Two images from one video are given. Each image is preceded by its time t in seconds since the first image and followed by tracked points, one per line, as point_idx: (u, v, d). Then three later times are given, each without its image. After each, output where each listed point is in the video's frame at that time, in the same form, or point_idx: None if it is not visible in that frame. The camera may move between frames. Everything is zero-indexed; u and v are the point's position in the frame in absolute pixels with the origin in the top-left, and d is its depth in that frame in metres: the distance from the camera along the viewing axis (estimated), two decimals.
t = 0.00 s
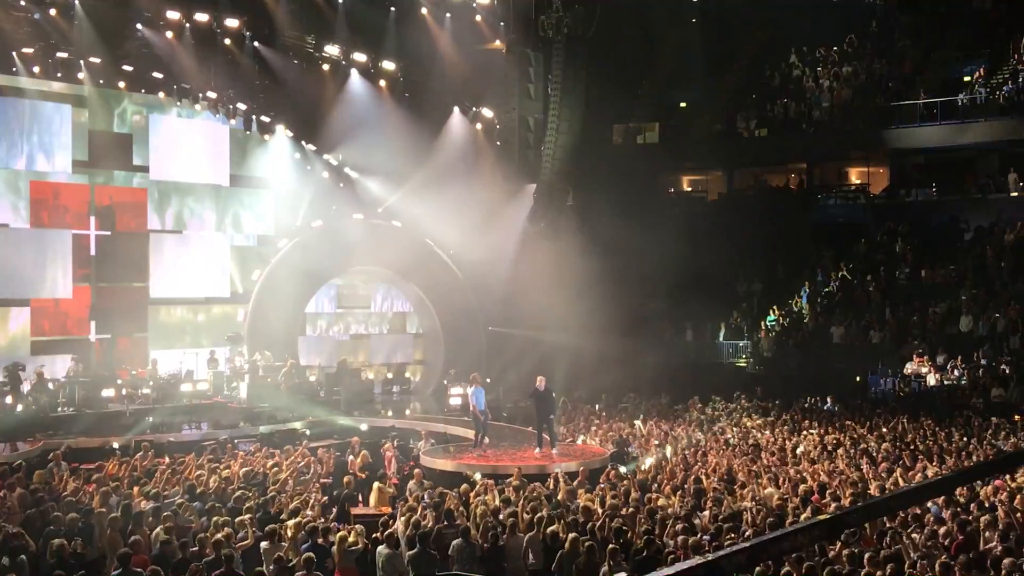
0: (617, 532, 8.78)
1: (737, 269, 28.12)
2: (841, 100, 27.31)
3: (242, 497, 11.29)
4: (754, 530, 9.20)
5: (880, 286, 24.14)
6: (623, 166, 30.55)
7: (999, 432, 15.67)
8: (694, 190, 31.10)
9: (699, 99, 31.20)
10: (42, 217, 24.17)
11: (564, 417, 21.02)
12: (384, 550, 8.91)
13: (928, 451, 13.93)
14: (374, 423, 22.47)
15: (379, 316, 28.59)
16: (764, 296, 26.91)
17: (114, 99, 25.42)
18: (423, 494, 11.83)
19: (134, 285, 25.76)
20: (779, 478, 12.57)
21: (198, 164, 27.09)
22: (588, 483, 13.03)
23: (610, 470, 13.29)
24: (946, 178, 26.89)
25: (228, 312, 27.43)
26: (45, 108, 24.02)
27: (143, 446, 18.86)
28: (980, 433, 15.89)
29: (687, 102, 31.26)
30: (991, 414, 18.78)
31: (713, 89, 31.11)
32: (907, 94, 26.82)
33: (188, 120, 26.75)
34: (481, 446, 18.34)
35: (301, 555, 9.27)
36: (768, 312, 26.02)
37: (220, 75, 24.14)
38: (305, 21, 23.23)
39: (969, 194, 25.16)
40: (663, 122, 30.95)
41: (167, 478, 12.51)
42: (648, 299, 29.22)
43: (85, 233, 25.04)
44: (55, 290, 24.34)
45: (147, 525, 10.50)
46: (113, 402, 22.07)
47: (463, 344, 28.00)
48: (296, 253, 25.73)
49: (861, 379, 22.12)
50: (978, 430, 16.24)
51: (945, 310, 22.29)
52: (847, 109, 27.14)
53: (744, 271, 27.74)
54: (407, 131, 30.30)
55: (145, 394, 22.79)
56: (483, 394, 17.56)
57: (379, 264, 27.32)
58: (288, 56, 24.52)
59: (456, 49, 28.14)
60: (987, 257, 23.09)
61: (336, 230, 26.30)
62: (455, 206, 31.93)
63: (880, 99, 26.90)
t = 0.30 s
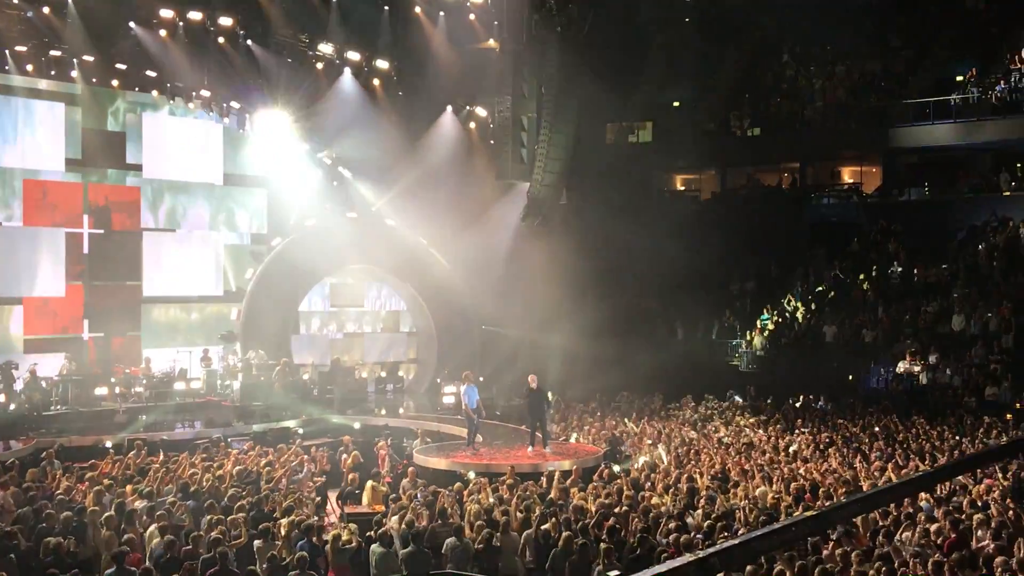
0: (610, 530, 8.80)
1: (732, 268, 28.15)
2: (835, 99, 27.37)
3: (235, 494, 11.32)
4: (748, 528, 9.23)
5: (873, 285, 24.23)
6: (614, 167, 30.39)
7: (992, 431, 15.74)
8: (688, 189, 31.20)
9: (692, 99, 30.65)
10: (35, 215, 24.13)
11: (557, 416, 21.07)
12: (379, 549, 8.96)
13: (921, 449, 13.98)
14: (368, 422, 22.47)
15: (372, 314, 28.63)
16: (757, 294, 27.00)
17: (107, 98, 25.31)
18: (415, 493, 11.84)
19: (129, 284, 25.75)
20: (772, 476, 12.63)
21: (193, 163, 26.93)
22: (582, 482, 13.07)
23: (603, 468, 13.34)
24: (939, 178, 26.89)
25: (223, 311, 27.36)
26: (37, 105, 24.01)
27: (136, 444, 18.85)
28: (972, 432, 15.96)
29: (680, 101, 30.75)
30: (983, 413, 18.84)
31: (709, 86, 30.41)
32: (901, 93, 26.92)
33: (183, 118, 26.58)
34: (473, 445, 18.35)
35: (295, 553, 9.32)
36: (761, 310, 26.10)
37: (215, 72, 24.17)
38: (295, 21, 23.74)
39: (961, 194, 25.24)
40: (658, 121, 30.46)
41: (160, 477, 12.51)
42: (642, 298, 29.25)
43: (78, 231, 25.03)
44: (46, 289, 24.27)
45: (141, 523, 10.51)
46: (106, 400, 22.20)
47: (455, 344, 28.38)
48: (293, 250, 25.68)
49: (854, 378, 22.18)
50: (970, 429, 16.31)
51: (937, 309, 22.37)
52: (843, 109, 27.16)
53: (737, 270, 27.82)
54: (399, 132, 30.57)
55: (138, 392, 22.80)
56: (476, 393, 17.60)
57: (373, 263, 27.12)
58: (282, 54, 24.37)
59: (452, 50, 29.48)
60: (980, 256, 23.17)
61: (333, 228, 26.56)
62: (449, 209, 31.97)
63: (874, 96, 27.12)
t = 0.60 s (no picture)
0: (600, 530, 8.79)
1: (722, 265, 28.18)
2: (827, 95, 27.07)
3: (224, 492, 11.27)
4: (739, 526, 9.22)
5: (863, 283, 24.29)
6: (600, 162, 30.29)
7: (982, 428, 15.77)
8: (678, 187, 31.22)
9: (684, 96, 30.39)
10: (22, 214, 24.02)
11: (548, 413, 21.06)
12: (369, 547, 8.96)
13: (911, 447, 13.99)
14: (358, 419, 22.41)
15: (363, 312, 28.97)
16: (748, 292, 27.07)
17: (95, 95, 25.20)
18: (406, 491, 11.81)
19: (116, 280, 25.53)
20: (762, 474, 12.65)
21: (181, 160, 26.99)
22: (572, 479, 13.06)
23: (594, 465, 13.35)
24: (930, 175, 26.91)
25: (212, 309, 27.34)
26: (24, 101, 23.76)
27: (125, 443, 18.77)
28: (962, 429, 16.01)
29: (670, 98, 30.61)
30: (973, 410, 18.87)
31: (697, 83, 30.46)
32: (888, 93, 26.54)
33: (171, 116, 26.63)
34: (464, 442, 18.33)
35: (284, 553, 9.31)
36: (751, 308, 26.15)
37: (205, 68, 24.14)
38: (285, 19, 23.47)
39: (951, 191, 25.28)
40: (646, 119, 30.65)
41: (149, 475, 12.45)
42: (632, 296, 29.27)
43: (66, 229, 24.89)
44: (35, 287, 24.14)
45: (129, 522, 10.46)
46: (95, 399, 22.40)
47: (446, 341, 27.74)
48: (281, 248, 25.57)
49: (844, 376, 22.23)
50: (960, 426, 16.35)
51: (927, 306, 22.42)
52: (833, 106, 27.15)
53: (728, 268, 27.86)
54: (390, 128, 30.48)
55: (127, 390, 22.77)
56: (465, 391, 17.60)
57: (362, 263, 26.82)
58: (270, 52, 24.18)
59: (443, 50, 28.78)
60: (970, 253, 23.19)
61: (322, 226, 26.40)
62: (445, 207, 32.52)
63: (862, 95, 26.77)
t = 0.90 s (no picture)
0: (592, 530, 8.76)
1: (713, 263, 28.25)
2: (816, 96, 27.27)
3: (212, 491, 11.23)
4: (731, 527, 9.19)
5: (852, 281, 24.42)
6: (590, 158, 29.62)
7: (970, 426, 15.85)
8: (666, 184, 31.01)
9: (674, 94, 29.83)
10: (10, 212, 23.98)
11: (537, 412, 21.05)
12: (357, 546, 8.95)
13: (900, 446, 14.03)
14: (348, 417, 22.37)
15: (353, 310, 28.77)
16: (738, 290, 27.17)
17: (83, 93, 25.13)
18: (396, 489, 11.80)
19: (103, 279, 25.29)
20: (752, 471, 12.68)
21: (170, 158, 26.83)
22: (562, 477, 13.09)
23: (583, 463, 13.38)
24: (919, 174, 27.02)
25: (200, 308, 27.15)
26: (10, 99, 23.70)
27: (114, 441, 18.68)
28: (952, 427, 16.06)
29: (661, 96, 29.87)
30: (962, 408, 18.97)
31: (688, 80, 30.09)
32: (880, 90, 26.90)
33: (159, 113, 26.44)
34: (452, 441, 18.31)
35: (273, 552, 9.33)
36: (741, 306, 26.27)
37: (196, 66, 24.14)
38: (276, 17, 23.42)
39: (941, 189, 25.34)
40: (637, 117, 29.90)
41: (137, 474, 12.38)
42: (622, 295, 29.29)
43: (54, 228, 24.81)
44: (23, 285, 24.03)
45: (117, 521, 10.41)
46: (85, 398, 22.20)
47: (435, 339, 27.66)
48: (269, 247, 25.46)
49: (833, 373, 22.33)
50: (952, 423, 16.41)
51: (916, 304, 22.54)
52: (824, 104, 27.21)
53: (720, 265, 27.99)
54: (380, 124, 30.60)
55: (116, 389, 22.69)
56: (453, 389, 17.62)
57: (350, 262, 26.83)
58: (259, 51, 24.22)
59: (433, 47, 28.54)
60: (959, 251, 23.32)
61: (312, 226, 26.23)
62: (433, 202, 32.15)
63: (855, 92, 26.93)
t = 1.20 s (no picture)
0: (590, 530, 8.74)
1: (709, 261, 28.33)
2: (813, 92, 27.71)
3: (208, 491, 11.26)
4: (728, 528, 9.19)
5: (847, 279, 24.52)
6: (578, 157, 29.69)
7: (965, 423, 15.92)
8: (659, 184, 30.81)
9: (668, 95, 30.33)
10: (7, 212, 24.11)
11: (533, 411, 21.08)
12: (355, 545, 8.95)
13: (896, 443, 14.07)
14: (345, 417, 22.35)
15: (351, 308, 29.08)
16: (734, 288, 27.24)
17: (80, 93, 25.17)
18: (393, 488, 11.84)
19: (99, 279, 25.35)
20: (748, 470, 12.71)
21: (165, 158, 26.99)
22: (558, 475, 13.13)
23: (579, 462, 13.42)
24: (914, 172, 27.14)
25: (196, 307, 27.06)
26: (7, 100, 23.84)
27: (110, 441, 18.67)
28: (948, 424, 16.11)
29: (656, 96, 30.43)
30: (957, 405, 19.05)
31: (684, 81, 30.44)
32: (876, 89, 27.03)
33: (154, 114, 26.61)
34: (447, 440, 18.33)
35: (269, 551, 9.39)
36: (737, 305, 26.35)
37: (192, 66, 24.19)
38: (272, 17, 23.40)
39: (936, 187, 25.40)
40: (633, 116, 30.26)
41: (134, 474, 12.40)
42: (619, 293, 29.22)
43: (51, 228, 24.83)
44: (20, 284, 24.01)
45: (114, 521, 10.44)
46: (81, 399, 22.46)
47: (430, 339, 27.47)
48: (262, 251, 25.51)
49: (829, 371, 22.40)
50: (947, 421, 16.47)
51: (912, 302, 22.64)
52: (818, 102, 27.34)
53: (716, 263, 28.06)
54: (375, 124, 29.93)
55: (113, 389, 22.72)
56: (447, 388, 17.67)
57: (343, 262, 26.66)
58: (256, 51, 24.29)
59: (428, 44, 27.32)
60: (954, 249, 23.43)
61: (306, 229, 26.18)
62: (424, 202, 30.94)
63: (849, 90, 27.22)
